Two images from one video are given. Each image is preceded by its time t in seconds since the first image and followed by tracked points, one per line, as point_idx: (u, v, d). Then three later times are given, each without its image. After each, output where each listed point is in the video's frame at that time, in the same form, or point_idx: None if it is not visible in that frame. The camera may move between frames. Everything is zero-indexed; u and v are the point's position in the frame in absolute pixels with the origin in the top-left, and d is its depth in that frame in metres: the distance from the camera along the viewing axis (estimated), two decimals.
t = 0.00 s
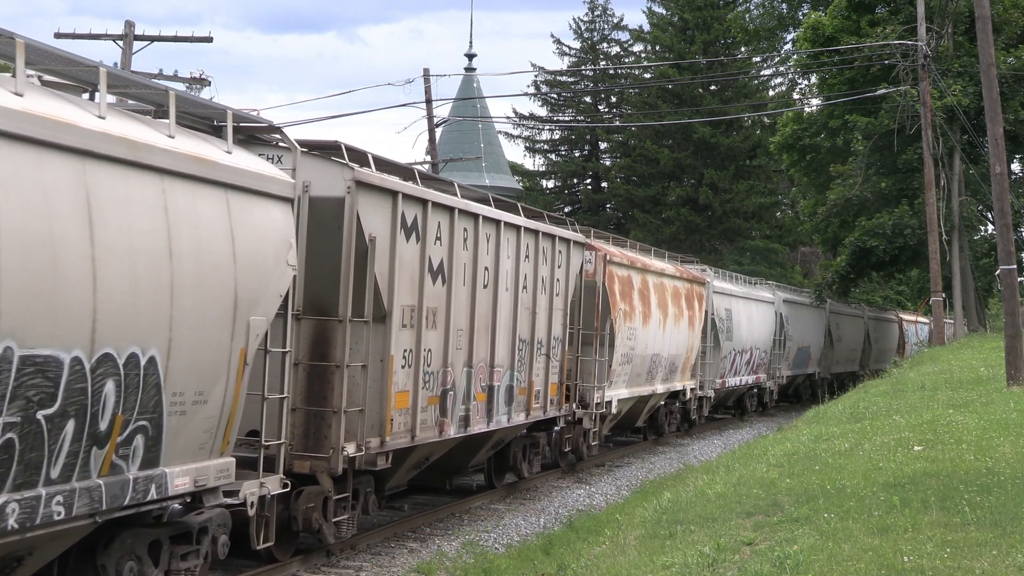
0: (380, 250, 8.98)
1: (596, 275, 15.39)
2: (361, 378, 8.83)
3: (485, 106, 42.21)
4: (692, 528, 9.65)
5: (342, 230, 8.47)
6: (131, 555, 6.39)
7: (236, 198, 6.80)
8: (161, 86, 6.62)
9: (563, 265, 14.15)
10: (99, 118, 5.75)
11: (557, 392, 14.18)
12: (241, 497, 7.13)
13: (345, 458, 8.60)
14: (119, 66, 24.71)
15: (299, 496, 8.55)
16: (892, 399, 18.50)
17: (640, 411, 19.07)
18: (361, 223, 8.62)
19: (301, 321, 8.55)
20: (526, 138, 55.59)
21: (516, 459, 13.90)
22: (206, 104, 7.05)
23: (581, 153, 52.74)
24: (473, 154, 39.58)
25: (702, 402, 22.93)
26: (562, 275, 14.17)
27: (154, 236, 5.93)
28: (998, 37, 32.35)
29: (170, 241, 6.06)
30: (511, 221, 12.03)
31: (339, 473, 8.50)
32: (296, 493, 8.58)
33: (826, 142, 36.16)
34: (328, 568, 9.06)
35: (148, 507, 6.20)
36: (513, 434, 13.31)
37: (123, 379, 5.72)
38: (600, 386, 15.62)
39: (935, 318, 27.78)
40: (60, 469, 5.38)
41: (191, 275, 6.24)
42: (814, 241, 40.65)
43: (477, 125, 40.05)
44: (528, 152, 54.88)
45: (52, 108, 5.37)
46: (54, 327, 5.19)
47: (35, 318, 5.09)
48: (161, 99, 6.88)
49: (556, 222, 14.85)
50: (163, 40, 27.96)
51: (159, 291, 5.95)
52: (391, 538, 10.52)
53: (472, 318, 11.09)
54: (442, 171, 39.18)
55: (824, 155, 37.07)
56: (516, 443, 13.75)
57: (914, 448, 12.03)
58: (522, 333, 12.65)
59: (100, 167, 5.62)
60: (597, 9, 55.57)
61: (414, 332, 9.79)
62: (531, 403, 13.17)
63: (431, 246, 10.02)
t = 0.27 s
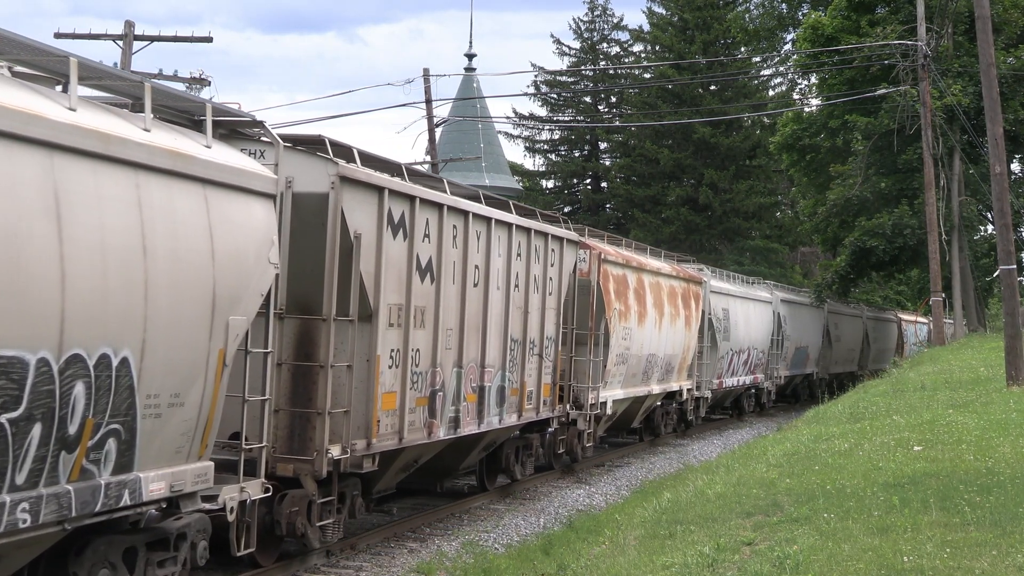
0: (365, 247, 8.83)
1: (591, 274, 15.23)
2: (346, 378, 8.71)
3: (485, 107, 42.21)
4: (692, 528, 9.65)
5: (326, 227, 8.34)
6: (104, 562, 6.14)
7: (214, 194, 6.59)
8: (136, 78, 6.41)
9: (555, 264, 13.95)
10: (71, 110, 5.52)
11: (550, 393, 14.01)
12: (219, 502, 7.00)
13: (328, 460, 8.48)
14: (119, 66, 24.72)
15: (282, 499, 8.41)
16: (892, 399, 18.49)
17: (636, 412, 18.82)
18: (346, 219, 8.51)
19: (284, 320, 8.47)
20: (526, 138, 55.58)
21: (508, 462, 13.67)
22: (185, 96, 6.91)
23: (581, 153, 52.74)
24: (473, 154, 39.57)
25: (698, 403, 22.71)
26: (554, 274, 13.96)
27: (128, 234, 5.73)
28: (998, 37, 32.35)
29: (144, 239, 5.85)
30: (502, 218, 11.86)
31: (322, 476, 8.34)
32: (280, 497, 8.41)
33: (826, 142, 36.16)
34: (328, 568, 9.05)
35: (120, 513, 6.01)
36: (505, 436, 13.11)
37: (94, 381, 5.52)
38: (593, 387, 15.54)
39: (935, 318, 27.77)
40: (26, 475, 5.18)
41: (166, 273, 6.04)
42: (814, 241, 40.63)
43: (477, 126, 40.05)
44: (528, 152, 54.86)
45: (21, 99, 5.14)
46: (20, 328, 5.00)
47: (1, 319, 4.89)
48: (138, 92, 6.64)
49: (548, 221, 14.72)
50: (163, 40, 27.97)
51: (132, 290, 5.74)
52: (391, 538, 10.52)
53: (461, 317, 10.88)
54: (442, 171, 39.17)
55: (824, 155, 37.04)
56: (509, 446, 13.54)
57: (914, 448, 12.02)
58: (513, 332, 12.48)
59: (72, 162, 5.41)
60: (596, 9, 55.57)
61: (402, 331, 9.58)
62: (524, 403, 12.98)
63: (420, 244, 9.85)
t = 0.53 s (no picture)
0: (351, 244, 8.57)
1: (586, 274, 14.79)
2: (332, 378, 8.39)
3: (485, 106, 42.19)
4: (692, 528, 9.65)
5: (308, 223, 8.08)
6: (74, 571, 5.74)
7: (192, 188, 6.21)
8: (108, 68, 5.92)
9: (548, 262, 13.71)
10: (36, 99, 5.16)
11: (543, 394, 13.76)
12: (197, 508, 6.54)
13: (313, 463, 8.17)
14: (119, 66, 24.73)
15: (265, 504, 8.04)
16: (892, 399, 18.50)
17: (631, 412, 18.57)
18: (330, 215, 8.23)
19: (267, 320, 8.18)
20: (526, 138, 55.58)
21: (501, 464, 13.41)
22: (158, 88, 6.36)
23: (581, 154, 52.75)
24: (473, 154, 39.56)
25: (695, 404, 22.42)
26: (548, 273, 13.73)
27: (97, 227, 5.36)
28: (998, 37, 32.32)
29: (115, 234, 5.48)
30: (494, 216, 11.60)
31: (307, 479, 8.06)
32: (264, 500, 8.07)
33: (826, 142, 36.17)
34: (328, 568, 9.05)
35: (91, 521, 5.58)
36: (498, 438, 12.86)
37: (61, 383, 5.15)
38: (589, 387, 15.11)
39: (935, 318, 27.76)
40: None
41: (139, 270, 5.65)
42: (814, 241, 40.61)
43: (477, 126, 40.05)
44: (528, 152, 54.84)
45: None
46: None
47: None
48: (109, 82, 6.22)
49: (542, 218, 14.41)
50: (163, 40, 27.97)
51: (102, 288, 5.36)
52: (391, 538, 10.51)
53: (451, 316, 10.61)
54: (442, 171, 39.16)
55: (824, 155, 37.02)
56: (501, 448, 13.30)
57: (914, 448, 12.02)
58: (505, 332, 12.22)
59: (37, 153, 5.04)
60: (597, 9, 55.57)
61: (390, 331, 9.29)
62: (516, 404, 12.72)
63: (407, 242, 9.58)
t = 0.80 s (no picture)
0: (335, 241, 8.29)
1: (579, 272, 14.69)
2: (316, 378, 8.09)
3: (485, 106, 42.19)
4: (692, 528, 9.66)
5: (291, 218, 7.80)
6: None
7: (167, 182, 5.93)
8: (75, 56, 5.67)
9: (541, 261, 13.47)
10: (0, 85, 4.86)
11: (536, 395, 13.52)
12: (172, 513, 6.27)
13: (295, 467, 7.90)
14: (119, 66, 24.73)
15: (247, 507, 7.79)
16: (892, 399, 18.50)
17: (628, 412, 18.36)
18: (312, 210, 7.95)
19: (248, 319, 7.86)
20: (526, 138, 55.58)
21: (493, 466, 13.22)
22: (133, 80, 6.23)
23: (581, 153, 52.77)
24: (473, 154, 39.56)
25: (692, 405, 22.29)
26: (540, 272, 13.49)
27: (66, 222, 5.07)
28: (998, 38, 32.32)
29: (85, 229, 5.19)
30: (485, 214, 11.36)
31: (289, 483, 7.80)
32: (244, 504, 7.81)
33: (826, 142, 36.17)
34: (329, 568, 9.05)
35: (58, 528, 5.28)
36: (489, 440, 12.55)
37: (27, 385, 4.86)
38: (583, 388, 15.01)
39: (935, 318, 27.77)
40: None
41: (110, 268, 5.37)
42: (814, 240, 40.59)
43: (477, 125, 40.03)
44: (528, 152, 54.83)
45: None
46: None
47: None
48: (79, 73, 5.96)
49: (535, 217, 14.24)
50: (164, 40, 28.00)
51: (69, 287, 5.07)
52: (391, 538, 10.52)
53: (440, 316, 10.33)
54: (442, 171, 39.16)
55: (824, 155, 37.02)
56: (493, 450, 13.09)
57: (913, 448, 12.03)
58: (497, 331, 11.98)
59: None
60: (597, 9, 55.57)
61: (376, 330, 9.01)
62: (508, 405, 12.44)
63: (394, 238, 9.30)
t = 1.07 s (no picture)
0: (319, 238, 8.17)
1: (574, 271, 14.41)
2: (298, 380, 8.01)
3: (485, 106, 42.18)
4: (692, 528, 9.65)
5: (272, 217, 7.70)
6: None
7: (140, 179, 5.82)
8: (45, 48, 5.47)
9: (532, 259, 13.30)
10: None
11: (528, 396, 13.33)
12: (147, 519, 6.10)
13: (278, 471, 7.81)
14: (119, 66, 24.73)
15: (228, 512, 7.70)
16: (892, 399, 18.50)
17: (623, 413, 18.16)
18: (296, 207, 7.85)
19: (228, 319, 7.83)
20: (526, 138, 55.58)
21: (484, 468, 12.95)
22: (108, 71, 5.94)
23: (581, 154, 52.77)
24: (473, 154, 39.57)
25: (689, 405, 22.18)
26: (532, 270, 13.31)
27: (33, 220, 4.96)
28: (998, 37, 32.31)
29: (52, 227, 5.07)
30: (475, 211, 11.19)
31: (270, 486, 7.72)
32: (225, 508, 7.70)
33: (826, 142, 36.17)
34: (329, 568, 9.04)
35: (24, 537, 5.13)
36: (480, 442, 12.38)
37: None
38: (577, 389, 14.75)
39: (935, 318, 27.77)
40: None
41: (79, 266, 5.25)
42: (814, 240, 40.56)
43: (477, 125, 40.02)
44: (528, 152, 54.83)
45: None
46: None
47: None
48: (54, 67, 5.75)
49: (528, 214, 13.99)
50: (163, 40, 28.00)
51: (35, 286, 4.95)
52: (390, 538, 10.51)
53: (429, 315, 10.19)
54: (442, 170, 39.16)
55: (824, 155, 37.00)
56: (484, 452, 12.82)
57: (913, 448, 12.02)
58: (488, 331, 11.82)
59: None
60: (597, 9, 55.57)
61: (361, 329, 8.88)
62: (499, 406, 12.26)
63: (381, 236, 9.17)
